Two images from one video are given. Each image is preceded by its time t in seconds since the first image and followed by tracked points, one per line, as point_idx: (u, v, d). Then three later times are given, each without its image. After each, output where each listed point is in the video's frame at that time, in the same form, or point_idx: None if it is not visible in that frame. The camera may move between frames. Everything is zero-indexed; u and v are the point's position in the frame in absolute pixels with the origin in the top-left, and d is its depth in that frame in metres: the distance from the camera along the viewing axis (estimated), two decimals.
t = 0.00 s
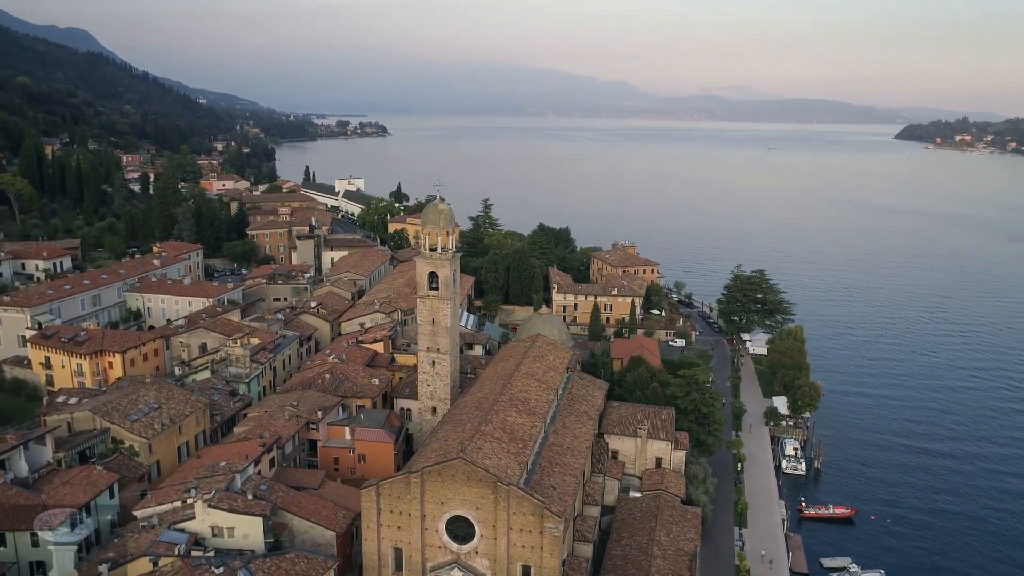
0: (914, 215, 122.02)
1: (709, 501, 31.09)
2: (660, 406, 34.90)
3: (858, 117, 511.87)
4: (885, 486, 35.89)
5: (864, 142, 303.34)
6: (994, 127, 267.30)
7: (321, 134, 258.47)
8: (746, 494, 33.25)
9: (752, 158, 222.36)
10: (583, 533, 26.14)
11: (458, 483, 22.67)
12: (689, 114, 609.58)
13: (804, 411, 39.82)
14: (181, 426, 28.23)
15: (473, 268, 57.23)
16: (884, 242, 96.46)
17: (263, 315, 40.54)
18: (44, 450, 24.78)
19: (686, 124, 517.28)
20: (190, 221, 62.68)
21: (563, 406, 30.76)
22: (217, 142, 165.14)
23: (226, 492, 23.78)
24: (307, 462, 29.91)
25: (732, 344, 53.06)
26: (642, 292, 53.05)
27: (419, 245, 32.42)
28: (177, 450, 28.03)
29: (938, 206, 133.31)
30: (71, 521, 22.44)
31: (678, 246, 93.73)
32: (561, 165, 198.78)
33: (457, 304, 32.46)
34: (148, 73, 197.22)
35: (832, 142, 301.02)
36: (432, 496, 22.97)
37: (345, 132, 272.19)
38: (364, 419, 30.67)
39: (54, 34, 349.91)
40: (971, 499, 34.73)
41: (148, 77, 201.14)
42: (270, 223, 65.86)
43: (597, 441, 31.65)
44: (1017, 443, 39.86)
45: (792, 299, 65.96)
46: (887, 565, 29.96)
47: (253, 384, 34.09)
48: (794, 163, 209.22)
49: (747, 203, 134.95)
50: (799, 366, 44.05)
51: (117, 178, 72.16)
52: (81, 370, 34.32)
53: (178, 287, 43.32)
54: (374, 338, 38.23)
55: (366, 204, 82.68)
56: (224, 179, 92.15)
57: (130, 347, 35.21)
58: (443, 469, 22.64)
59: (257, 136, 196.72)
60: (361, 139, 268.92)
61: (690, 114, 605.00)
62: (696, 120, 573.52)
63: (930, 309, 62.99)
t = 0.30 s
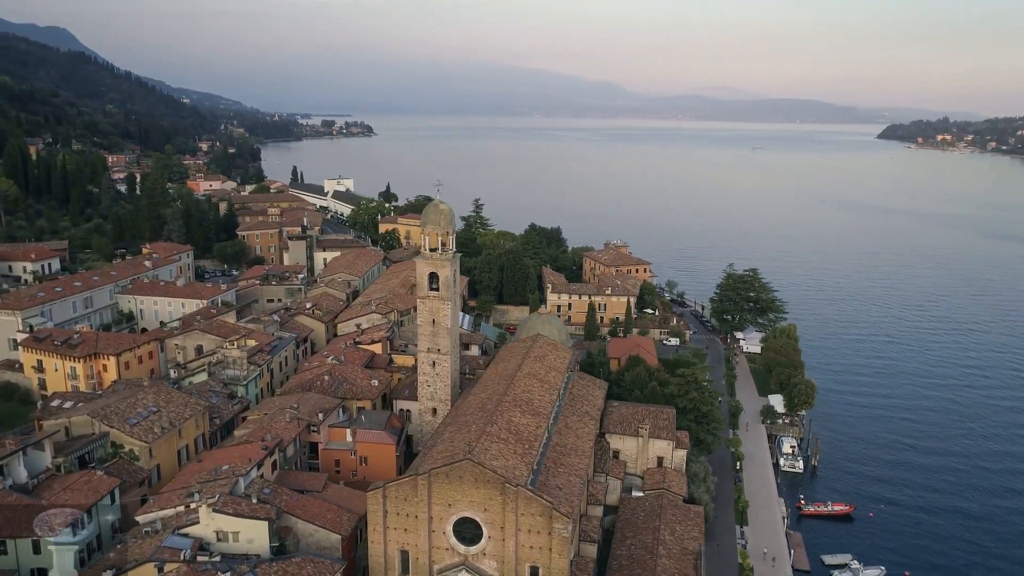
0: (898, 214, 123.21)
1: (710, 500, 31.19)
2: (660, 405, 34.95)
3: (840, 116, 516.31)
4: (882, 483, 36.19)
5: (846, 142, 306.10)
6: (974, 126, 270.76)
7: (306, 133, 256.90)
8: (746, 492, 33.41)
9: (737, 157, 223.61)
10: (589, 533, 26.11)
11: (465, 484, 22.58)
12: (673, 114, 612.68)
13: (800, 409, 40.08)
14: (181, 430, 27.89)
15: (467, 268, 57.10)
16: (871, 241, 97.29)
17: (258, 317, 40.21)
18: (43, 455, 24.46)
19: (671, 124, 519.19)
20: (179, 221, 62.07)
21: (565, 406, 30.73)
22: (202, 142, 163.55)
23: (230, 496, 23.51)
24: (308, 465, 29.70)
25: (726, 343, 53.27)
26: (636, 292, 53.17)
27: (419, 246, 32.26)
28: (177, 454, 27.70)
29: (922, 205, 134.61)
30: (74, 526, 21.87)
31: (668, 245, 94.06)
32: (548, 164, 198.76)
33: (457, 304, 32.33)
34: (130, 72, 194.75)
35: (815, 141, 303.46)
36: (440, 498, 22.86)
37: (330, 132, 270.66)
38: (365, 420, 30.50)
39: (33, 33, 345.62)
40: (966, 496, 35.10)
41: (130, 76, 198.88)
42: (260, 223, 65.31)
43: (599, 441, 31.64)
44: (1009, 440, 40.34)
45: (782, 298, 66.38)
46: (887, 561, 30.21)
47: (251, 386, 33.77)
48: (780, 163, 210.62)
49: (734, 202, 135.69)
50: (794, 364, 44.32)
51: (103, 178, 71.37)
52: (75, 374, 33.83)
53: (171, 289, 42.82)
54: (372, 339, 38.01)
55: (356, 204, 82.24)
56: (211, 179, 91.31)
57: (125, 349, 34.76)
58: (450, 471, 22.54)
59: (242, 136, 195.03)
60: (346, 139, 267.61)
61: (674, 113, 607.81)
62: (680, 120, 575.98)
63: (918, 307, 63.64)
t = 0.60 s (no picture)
0: (884, 213, 124.25)
1: (711, 498, 31.31)
2: (659, 404, 35.04)
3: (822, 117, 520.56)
4: (877, 481, 36.51)
5: (828, 141, 309.22)
6: (954, 126, 274.35)
7: (291, 134, 254.99)
8: (746, 490, 33.58)
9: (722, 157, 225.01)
10: (594, 533, 26.08)
11: (472, 486, 22.50)
12: (657, 114, 615.15)
13: (795, 407, 40.35)
14: (180, 433, 27.56)
15: (459, 268, 56.94)
16: (858, 240, 98.04)
17: (253, 318, 39.85)
18: (41, 461, 23.96)
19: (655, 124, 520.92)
20: (168, 222, 61.46)
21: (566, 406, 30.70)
22: (185, 142, 161.77)
23: (234, 500, 23.27)
24: (309, 468, 29.47)
25: (719, 342, 53.50)
26: (629, 291, 53.29)
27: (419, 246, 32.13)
28: (177, 458, 27.39)
29: (908, 204, 135.71)
30: (76, 533, 21.80)
31: (657, 245, 94.37)
32: (534, 164, 198.94)
33: (456, 305, 32.25)
34: (111, 71, 192.36)
35: (798, 140, 306.17)
36: (447, 500, 22.75)
37: (316, 132, 268.90)
38: (365, 422, 30.33)
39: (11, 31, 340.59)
40: (960, 492, 35.53)
41: (112, 76, 196.51)
42: (250, 224, 64.76)
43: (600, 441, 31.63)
44: (1000, 436, 40.89)
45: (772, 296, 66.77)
46: (886, 558, 30.50)
47: (248, 389, 33.44)
48: (765, 162, 211.85)
49: (721, 202, 136.34)
50: (789, 363, 44.60)
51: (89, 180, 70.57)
52: (68, 377, 33.36)
53: (163, 290, 42.34)
54: (369, 341, 37.78)
55: (345, 204, 81.75)
56: (198, 180, 90.46)
57: (119, 353, 34.32)
58: (457, 472, 22.45)
59: (226, 136, 193.23)
60: (331, 139, 266.02)
61: (658, 113, 610.48)
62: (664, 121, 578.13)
63: (907, 306, 64.25)
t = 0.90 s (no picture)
0: (867, 212, 125.54)
1: (712, 496, 31.41)
2: (659, 403, 35.09)
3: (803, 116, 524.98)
4: (873, 476, 36.84)
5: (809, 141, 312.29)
6: (933, 126, 277.77)
7: (274, 134, 252.92)
8: (745, 488, 33.74)
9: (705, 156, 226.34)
10: (599, 533, 26.07)
11: (480, 487, 22.41)
12: (640, 114, 617.50)
13: (791, 405, 40.58)
14: (179, 438, 27.20)
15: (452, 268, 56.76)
16: (844, 239, 98.95)
17: (248, 320, 39.45)
18: (39, 467, 23.52)
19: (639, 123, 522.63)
20: (155, 224, 60.75)
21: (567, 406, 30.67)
22: (167, 142, 159.91)
23: (239, 504, 22.99)
24: (310, 470, 29.21)
25: (712, 341, 53.73)
26: (622, 290, 53.39)
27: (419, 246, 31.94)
28: (176, 463, 27.03)
29: (890, 203, 137.18)
30: (78, 540, 21.51)
31: (645, 244, 94.69)
32: (519, 163, 199.03)
33: (456, 306, 32.15)
34: (91, 71, 189.74)
35: (779, 140, 308.86)
36: (454, 502, 22.65)
37: (299, 132, 266.99)
38: (366, 424, 30.14)
39: None
40: (955, 486, 35.91)
41: (91, 75, 193.85)
42: (239, 225, 64.17)
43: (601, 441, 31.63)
44: (991, 429, 41.40)
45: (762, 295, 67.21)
46: (885, 552, 30.78)
47: (246, 392, 33.10)
48: (748, 161, 213.24)
49: (707, 201, 137.00)
50: (783, 361, 44.85)
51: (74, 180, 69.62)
52: (61, 382, 32.83)
53: (155, 293, 41.82)
54: (366, 342, 37.52)
55: (334, 205, 81.24)
56: (183, 181, 89.55)
57: (113, 355, 33.84)
58: (465, 474, 22.35)
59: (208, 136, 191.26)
60: (315, 139, 264.23)
61: (641, 113, 612.86)
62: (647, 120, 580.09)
63: (894, 304, 64.96)
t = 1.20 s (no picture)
0: (852, 211, 126.65)
1: (711, 495, 31.54)
2: (657, 402, 35.16)
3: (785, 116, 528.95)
4: (869, 472, 37.17)
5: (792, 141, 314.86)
6: (914, 126, 280.86)
7: (257, 134, 250.93)
8: (743, 486, 33.89)
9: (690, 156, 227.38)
10: (603, 533, 26.05)
11: (487, 488, 22.32)
12: (624, 113, 619.25)
13: (786, 403, 40.76)
14: (178, 442, 26.84)
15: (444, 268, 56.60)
16: (830, 238, 99.76)
17: (243, 322, 39.08)
18: (38, 473, 23.09)
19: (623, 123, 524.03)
20: (143, 225, 60.07)
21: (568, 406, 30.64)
22: (150, 142, 158.05)
23: (243, 508, 22.74)
24: (310, 473, 28.97)
25: (705, 340, 53.90)
26: (615, 290, 53.49)
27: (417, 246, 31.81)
28: (175, 467, 26.70)
29: (874, 202, 138.50)
30: (79, 546, 21.26)
31: (634, 244, 94.93)
32: (505, 163, 198.89)
33: (456, 307, 32.09)
34: (71, 70, 187.18)
35: (762, 140, 311.04)
36: (461, 503, 22.56)
37: (283, 132, 265.08)
38: (366, 426, 29.98)
39: None
40: (949, 481, 36.29)
41: (71, 75, 191.23)
42: (227, 226, 63.57)
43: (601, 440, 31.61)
44: (982, 425, 41.85)
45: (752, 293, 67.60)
46: (883, 548, 31.01)
47: (242, 394, 32.80)
48: (732, 161, 214.44)
49: (694, 201, 137.60)
50: (776, 359, 45.08)
51: (58, 181, 68.71)
52: (53, 386, 32.37)
53: (147, 294, 41.36)
54: (363, 343, 37.26)
55: (322, 205, 80.72)
56: (169, 182, 88.62)
57: (106, 359, 33.40)
58: (471, 475, 22.23)
59: (191, 136, 189.33)
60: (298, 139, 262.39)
61: (625, 112, 614.65)
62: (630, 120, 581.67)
63: (882, 302, 65.57)
